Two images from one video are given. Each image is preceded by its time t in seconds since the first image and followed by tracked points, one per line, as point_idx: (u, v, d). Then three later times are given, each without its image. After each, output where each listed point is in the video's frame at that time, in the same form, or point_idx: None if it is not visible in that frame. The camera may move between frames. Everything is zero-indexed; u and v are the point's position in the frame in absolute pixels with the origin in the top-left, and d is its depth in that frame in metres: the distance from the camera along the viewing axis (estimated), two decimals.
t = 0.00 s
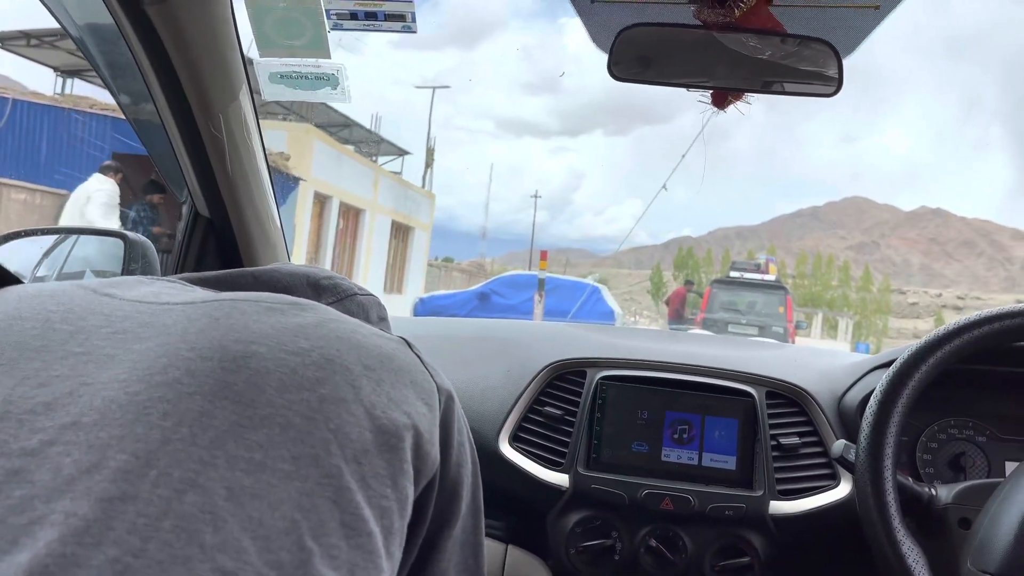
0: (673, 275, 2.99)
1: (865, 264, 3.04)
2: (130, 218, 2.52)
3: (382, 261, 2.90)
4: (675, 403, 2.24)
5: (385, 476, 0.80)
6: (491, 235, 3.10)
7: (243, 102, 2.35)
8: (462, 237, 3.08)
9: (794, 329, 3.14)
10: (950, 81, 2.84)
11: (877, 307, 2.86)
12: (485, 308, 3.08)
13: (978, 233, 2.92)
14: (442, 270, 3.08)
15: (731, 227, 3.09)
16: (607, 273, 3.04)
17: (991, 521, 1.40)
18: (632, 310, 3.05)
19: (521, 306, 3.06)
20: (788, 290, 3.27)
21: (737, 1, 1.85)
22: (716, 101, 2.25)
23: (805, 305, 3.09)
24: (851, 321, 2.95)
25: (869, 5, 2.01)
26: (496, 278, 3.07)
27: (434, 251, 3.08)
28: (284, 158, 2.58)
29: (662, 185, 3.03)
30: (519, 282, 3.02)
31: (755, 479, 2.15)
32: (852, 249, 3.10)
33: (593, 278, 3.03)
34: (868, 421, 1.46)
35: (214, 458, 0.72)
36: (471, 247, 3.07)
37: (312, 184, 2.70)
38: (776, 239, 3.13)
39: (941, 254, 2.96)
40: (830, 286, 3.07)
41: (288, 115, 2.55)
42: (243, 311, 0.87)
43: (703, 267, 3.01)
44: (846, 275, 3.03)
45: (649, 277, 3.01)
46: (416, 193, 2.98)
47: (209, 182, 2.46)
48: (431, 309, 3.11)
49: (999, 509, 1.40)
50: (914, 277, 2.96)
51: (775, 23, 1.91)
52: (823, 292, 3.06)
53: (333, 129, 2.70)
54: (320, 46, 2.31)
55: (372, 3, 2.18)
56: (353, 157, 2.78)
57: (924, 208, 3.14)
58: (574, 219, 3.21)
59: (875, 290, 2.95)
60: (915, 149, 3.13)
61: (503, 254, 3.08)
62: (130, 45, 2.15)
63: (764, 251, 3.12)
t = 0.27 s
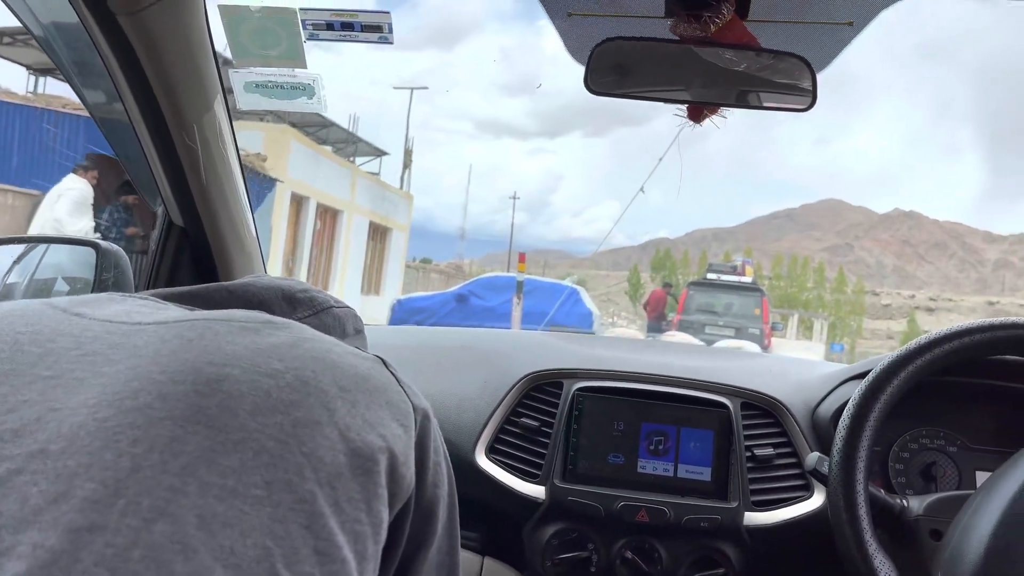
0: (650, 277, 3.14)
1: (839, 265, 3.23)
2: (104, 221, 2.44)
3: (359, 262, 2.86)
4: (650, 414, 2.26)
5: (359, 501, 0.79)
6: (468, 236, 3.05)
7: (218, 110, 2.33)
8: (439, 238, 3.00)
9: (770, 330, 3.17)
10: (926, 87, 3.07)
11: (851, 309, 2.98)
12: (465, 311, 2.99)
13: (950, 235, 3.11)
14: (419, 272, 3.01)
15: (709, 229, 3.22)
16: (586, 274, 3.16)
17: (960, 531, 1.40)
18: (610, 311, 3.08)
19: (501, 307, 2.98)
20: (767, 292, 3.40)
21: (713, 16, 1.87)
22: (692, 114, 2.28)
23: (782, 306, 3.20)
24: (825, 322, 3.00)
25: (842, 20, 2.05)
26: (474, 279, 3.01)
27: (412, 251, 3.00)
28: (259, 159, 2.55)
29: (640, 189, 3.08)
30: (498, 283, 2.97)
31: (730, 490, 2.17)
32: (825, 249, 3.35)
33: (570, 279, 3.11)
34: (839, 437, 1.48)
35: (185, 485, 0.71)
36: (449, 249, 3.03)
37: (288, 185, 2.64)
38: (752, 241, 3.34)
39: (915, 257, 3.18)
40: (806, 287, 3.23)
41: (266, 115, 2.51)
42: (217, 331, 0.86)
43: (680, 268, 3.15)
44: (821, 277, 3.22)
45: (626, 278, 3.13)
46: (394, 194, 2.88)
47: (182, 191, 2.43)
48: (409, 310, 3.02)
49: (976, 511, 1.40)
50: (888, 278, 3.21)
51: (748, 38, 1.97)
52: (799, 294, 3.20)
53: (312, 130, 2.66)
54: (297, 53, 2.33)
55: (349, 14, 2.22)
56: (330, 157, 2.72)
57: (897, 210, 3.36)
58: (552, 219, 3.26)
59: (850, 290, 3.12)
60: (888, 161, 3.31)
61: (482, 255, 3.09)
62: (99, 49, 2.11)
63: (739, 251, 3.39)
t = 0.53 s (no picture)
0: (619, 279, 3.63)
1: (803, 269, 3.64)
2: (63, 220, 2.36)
3: (326, 264, 3.22)
4: (587, 427, 2.28)
5: (262, 532, 0.79)
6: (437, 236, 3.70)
7: (151, 117, 2.24)
8: (408, 239, 3.55)
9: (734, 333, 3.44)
10: (892, 91, 3.19)
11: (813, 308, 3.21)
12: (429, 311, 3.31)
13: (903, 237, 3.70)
14: (386, 272, 3.53)
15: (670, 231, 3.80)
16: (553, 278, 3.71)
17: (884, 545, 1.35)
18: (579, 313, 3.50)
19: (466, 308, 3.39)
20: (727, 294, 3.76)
21: (646, 35, 1.85)
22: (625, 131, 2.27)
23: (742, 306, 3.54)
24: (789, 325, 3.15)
25: (773, 42, 2.08)
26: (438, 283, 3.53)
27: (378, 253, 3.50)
28: (224, 160, 2.66)
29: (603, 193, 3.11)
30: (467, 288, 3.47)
31: (665, 504, 2.20)
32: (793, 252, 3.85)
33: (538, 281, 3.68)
34: (768, 453, 1.36)
35: (75, 520, 0.70)
36: (420, 247, 3.67)
37: (253, 184, 2.87)
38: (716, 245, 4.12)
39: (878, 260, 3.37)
40: (771, 290, 3.58)
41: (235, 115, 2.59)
42: (123, 356, 0.84)
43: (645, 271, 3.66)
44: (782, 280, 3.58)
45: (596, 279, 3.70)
46: (361, 194, 3.23)
47: (116, 199, 2.32)
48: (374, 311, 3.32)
49: (904, 510, 1.36)
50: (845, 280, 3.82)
51: (679, 58, 1.96)
52: (762, 296, 3.52)
53: (278, 132, 2.81)
54: (232, 68, 2.32)
55: (286, 27, 2.21)
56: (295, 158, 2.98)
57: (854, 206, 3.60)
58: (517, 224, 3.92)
59: (814, 291, 3.43)
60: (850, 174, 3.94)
61: (449, 253, 3.84)
62: (21, 55, 2.03)
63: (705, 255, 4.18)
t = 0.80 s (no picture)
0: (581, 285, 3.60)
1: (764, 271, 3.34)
2: None
3: (287, 269, 3.25)
4: (508, 452, 2.27)
5: None
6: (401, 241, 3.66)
7: (57, 133, 2.24)
8: (371, 243, 3.64)
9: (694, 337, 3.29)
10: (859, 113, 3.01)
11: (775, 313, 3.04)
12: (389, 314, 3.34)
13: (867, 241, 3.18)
14: (349, 276, 3.53)
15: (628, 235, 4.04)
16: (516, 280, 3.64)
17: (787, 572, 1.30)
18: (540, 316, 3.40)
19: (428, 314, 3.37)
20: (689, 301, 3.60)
21: (556, 60, 1.88)
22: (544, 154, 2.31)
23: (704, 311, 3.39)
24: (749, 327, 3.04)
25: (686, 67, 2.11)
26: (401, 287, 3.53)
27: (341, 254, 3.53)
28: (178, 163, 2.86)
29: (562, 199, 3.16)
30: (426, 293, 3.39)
31: (583, 529, 2.22)
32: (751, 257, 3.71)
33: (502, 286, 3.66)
34: (678, 471, 1.34)
35: None
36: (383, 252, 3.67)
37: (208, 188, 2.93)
38: (678, 247, 4.11)
39: (832, 262, 3.24)
40: (732, 293, 3.33)
41: (192, 117, 2.87)
42: None
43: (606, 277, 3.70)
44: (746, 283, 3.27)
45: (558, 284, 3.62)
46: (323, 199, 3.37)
47: (20, 220, 2.25)
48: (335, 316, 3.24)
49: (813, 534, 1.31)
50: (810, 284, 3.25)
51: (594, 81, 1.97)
52: (724, 299, 3.30)
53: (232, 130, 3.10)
54: (140, 83, 2.58)
55: (195, 45, 2.35)
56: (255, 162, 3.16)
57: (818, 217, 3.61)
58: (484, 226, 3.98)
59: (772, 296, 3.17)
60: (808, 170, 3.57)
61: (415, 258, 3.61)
62: None
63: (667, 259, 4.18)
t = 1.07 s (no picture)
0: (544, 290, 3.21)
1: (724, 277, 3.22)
2: None
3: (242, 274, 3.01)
4: (443, 471, 2.30)
5: None
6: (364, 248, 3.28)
7: None
8: (331, 247, 3.25)
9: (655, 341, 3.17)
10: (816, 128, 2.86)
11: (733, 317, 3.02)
12: (351, 321, 3.07)
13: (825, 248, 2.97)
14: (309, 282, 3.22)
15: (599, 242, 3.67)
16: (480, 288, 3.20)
17: None
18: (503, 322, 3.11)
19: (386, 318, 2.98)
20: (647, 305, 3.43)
21: (487, 69, 1.86)
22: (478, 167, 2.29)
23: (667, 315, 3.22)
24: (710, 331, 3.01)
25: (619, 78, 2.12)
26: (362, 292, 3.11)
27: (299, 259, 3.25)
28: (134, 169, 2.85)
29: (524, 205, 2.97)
30: (387, 297, 2.98)
31: (520, 549, 2.23)
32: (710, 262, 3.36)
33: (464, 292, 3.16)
34: (612, 491, 1.32)
35: None
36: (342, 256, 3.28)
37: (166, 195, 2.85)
38: (641, 253, 3.57)
39: (792, 268, 3.04)
40: (691, 297, 3.25)
41: (146, 120, 2.82)
42: None
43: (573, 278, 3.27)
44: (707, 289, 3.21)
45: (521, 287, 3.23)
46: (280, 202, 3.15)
47: None
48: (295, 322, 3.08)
49: (750, 550, 1.30)
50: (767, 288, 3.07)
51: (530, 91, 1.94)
52: (684, 304, 3.22)
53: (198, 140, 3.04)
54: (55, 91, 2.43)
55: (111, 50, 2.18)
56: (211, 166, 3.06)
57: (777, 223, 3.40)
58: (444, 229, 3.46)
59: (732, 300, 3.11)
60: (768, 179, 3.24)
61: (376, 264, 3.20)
62: None
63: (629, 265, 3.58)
